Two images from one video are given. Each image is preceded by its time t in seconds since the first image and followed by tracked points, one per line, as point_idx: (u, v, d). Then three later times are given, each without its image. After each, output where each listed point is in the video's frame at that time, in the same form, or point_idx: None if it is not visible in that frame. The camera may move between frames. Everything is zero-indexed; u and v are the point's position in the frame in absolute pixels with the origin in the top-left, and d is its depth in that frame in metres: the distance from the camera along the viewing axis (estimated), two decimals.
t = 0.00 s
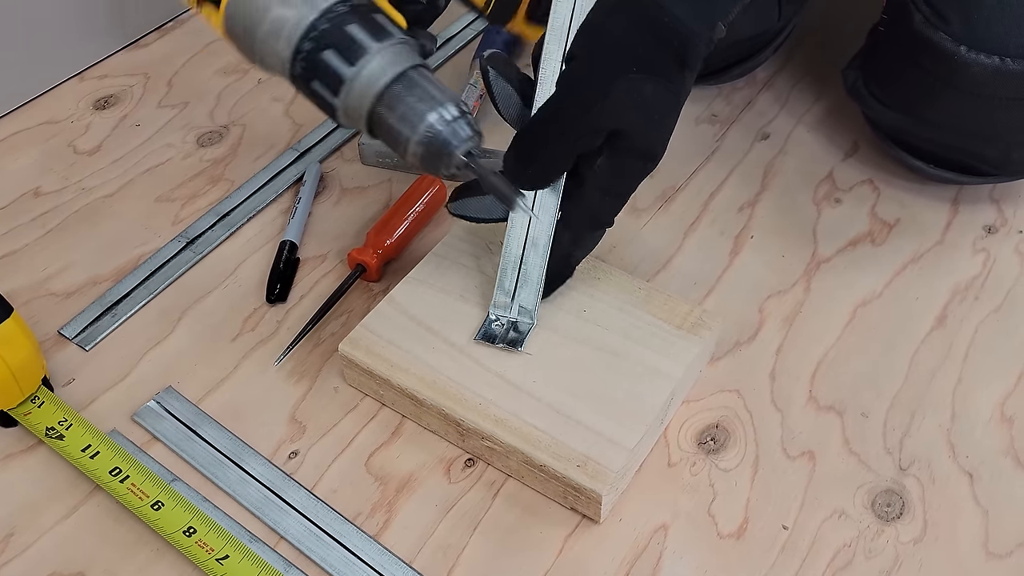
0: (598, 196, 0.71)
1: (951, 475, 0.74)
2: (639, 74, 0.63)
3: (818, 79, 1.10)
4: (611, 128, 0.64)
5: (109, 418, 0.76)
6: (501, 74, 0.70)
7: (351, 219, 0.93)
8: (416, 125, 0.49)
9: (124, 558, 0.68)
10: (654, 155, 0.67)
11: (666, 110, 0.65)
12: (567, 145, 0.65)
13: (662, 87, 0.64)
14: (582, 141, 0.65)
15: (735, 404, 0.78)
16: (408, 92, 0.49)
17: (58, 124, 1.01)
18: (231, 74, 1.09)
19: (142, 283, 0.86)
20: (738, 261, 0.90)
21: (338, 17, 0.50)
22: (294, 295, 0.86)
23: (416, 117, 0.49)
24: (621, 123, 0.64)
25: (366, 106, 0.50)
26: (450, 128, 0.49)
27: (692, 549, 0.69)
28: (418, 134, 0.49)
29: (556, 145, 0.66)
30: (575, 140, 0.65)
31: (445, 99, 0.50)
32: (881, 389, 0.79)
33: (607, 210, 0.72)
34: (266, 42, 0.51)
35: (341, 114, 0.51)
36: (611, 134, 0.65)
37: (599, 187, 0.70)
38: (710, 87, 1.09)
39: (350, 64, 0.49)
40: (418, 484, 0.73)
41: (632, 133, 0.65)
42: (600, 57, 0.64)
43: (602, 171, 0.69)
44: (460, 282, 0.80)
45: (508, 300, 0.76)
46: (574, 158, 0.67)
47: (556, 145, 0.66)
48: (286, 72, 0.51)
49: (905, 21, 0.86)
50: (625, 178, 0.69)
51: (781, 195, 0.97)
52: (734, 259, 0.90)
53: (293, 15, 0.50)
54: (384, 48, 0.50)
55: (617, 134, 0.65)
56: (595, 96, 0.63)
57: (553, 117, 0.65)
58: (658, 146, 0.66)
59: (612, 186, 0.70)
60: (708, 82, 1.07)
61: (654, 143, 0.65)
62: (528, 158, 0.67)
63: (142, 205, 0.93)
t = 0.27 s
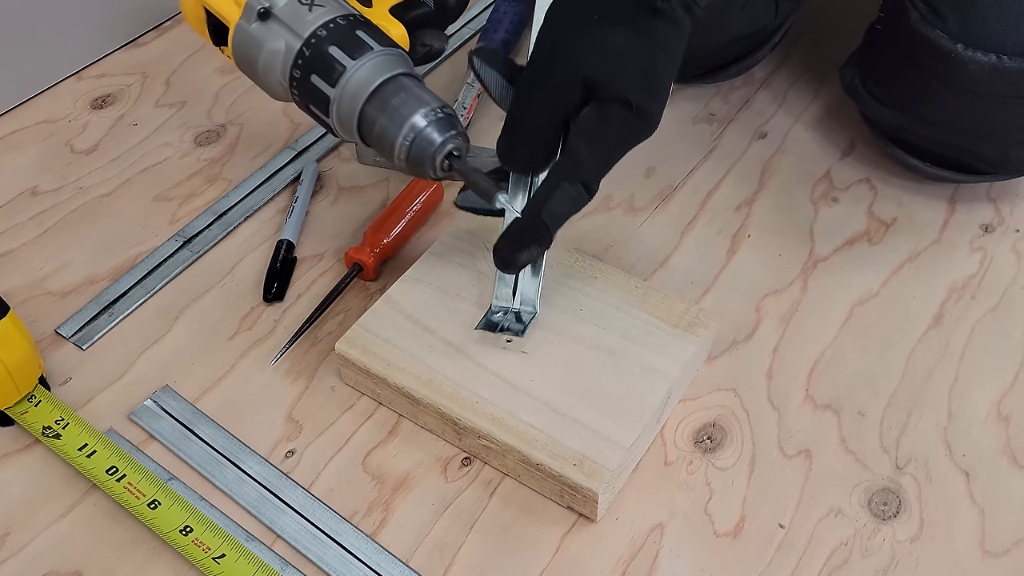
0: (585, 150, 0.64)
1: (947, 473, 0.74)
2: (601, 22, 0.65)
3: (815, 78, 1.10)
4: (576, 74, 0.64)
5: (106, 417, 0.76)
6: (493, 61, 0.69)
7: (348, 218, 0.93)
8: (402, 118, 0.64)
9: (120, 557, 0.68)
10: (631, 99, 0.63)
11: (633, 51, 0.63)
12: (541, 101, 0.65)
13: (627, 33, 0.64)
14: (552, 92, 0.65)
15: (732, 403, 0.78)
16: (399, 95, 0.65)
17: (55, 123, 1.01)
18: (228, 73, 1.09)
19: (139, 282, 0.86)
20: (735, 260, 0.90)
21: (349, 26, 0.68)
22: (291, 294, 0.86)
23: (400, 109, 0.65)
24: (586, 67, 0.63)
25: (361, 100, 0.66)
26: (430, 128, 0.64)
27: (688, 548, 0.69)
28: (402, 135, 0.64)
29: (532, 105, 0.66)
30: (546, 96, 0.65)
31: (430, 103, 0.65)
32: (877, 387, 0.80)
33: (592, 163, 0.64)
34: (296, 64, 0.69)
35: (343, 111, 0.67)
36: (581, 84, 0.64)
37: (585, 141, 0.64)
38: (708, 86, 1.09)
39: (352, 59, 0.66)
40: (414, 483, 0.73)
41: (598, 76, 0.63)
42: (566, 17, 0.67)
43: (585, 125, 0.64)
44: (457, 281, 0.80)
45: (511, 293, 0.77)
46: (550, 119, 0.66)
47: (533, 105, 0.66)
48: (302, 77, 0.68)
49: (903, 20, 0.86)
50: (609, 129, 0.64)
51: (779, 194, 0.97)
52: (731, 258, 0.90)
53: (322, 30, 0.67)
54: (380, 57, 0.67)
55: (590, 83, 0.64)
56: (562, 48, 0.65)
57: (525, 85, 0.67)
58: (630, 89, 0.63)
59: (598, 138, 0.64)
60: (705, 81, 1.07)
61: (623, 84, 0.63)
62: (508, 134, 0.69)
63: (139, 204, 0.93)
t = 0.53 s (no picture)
0: (582, 142, 0.64)
1: (943, 474, 0.74)
2: (599, 9, 0.63)
3: (813, 79, 1.10)
4: (575, 63, 0.62)
5: (104, 419, 0.76)
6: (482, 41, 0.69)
7: (346, 220, 0.94)
8: (408, 139, 0.66)
9: (118, 558, 0.68)
10: (629, 92, 0.62)
11: (633, 41, 0.62)
12: (538, 89, 0.64)
13: (628, 22, 0.62)
14: (550, 80, 0.64)
15: (729, 404, 0.78)
16: (406, 117, 0.67)
17: (54, 124, 1.01)
18: (226, 75, 1.09)
19: (138, 284, 0.86)
20: (732, 261, 0.90)
21: (355, 44, 0.69)
22: (289, 295, 0.86)
23: (406, 131, 0.66)
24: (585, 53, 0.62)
25: (369, 120, 0.67)
26: (437, 151, 0.66)
27: (685, 549, 0.69)
28: (410, 157, 0.66)
29: (529, 93, 0.65)
30: (543, 84, 0.64)
31: (436, 126, 0.67)
32: (874, 389, 0.80)
33: (589, 156, 0.64)
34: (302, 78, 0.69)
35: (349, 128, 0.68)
36: (579, 73, 0.63)
37: (581, 133, 0.64)
38: (706, 88, 1.09)
39: (359, 78, 0.67)
40: (412, 485, 0.73)
41: (597, 66, 0.62)
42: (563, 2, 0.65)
43: (581, 117, 0.64)
44: (454, 282, 0.80)
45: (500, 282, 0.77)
46: (546, 107, 0.65)
47: (529, 93, 0.65)
48: (307, 91, 0.69)
49: (900, 22, 0.86)
50: (606, 122, 0.64)
51: (776, 195, 0.97)
52: (728, 259, 0.90)
53: (330, 48, 0.68)
54: (387, 77, 0.68)
55: (589, 74, 0.63)
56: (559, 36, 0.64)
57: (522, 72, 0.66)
58: (629, 81, 0.61)
59: (595, 132, 0.64)
60: (703, 83, 1.08)
61: (621, 75, 0.61)
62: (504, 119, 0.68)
63: (137, 205, 0.94)
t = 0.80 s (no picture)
0: (587, 147, 0.64)
1: (942, 472, 0.74)
2: (602, 13, 0.64)
3: (812, 78, 1.10)
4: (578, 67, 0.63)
5: (103, 417, 0.76)
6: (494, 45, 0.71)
7: (344, 218, 0.93)
8: (396, 138, 0.66)
9: (116, 556, 0.68)
10: (632, 96, 0.62)
11: (635, 45, 0.62)
12: (542, 93, 0.65)
13: (631, 26, 0.63)
14: (554, 85, 0.64)
15: (728, 402, 0.78)
16: (395, 117, 0.66)
17: (52, 122, 1.01)
18: (225, 73, 1.09)
19: (136, 282, 0.86)
20: (731, 259, 0.90)
21: (346, 42, 0.68)
22: (287, 293, 0.86)
23: (394, 130, 0.66)
24: (589, 58, 0.63)
25: (358, 118, 0.67)
26: (425, 151, 0.66)
27: (683, 547, 0.69)
28: (398, 156, 0.66)
29: (533, 96, 0.65)
30: (546, 87, 0.65)
31: (425, 126, 0.66)
32: (872, 386, 0.80)
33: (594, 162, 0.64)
34: (291, 73, 0.69)
35: (337, 125, 0.68)
36: (583, 77, 0.63)
37: (586, 138, 0.64)
38: (705, 86, 1.09)
39: (350, 76, 0.67)
40: (410, 482, 0.73)
41: (601, 70, 0.62)
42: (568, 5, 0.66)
43: (585, 122, 0.64)
44: (452, 280, 0.80)
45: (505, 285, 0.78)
46: (551, 111, 0.66)
47: (533, 97, 0.66)
48: (296, 86, 0.68)
49: (899, 20, 0.86)
50: (610, 128, 0.64)
51: (774, 193, 0.97)
52: (727, 257, 0.90)
53: (322, 44, 0.68)
54: (378, 77, 0.67)
55: (592, 78, 0.63)
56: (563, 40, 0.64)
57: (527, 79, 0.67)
58: (631, 85, 0.62)
59: (599, 136, 0.64)
60: (701, 81, 1.08)
61: (623, 79, 0.62)
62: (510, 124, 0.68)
63: (136, 204, 0.94)
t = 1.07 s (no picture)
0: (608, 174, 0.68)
1: (942, 471, 0.74)
2: (613, 37, 0.61)
3: (813, 77, 1.10)
4: (591, 100, 0.62)
5: (104, 417, 0.76)
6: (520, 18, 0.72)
7: (345, 218, 0.93)
8: (406, 133, 0.55)
9: (117, 556, 0.68)
10: (644, 121, 0.63)
11: (648, 76, 0.62)
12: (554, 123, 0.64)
13: (642, 52, 0.61)
14: (566, 116, 0.63)
15: (729, 402, 0.78)
16: (413, 105, 0.55)
17: (53, 122, 1.02)
18: (226, 73, 1.09)
19: (137, 282, 0.86)
20: (732, 259, 0.90)
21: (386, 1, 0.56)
22: (288, 293, 0.86)
23: (407, 121, 0.55)
24: (602, 92, 0.61)
25: (373, 88, 0.55)
26: (432, 149, 0.55)
27: (685, 546, 0.69)
28: (401, 143, 0.55)
29: (544, 126, 0.64)
30: (558, 118, 0.63)
31: (438, 119, 0.56)
32: (873, 386, 0.80)
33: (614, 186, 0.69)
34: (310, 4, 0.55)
35: (347, 76, 0.54)
36: (595, 107, 0.63)
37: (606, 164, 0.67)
38: (705, 86, 1.09)
39: (375, 41, 0.54)
40: (411, 482, 0.73)
41: (615, 103, 0.62)
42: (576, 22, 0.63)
43: (601, 151, 0.66)
44: (454, 280, 0.80)
45: (534, 293, 0.76)
46: (565, 139, 0.65)
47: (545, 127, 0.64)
48: (309, 17, 0.55)
49: (899, 21, 0.86)
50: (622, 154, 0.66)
51: (775, 193, 0.97)
52: (727, 257, 0.90)
53: None
54: (411, 53, 0.56)
55: (604, 108, 0.63)
56: (572, 67, 0.62)
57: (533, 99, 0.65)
58: (646, 116, 0.63)
59: (611, 163, 0.67)
60: (702, 81, 1.08)
61: (639, 113, 0.63)
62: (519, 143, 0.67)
63: (137, 204, 0.94)
